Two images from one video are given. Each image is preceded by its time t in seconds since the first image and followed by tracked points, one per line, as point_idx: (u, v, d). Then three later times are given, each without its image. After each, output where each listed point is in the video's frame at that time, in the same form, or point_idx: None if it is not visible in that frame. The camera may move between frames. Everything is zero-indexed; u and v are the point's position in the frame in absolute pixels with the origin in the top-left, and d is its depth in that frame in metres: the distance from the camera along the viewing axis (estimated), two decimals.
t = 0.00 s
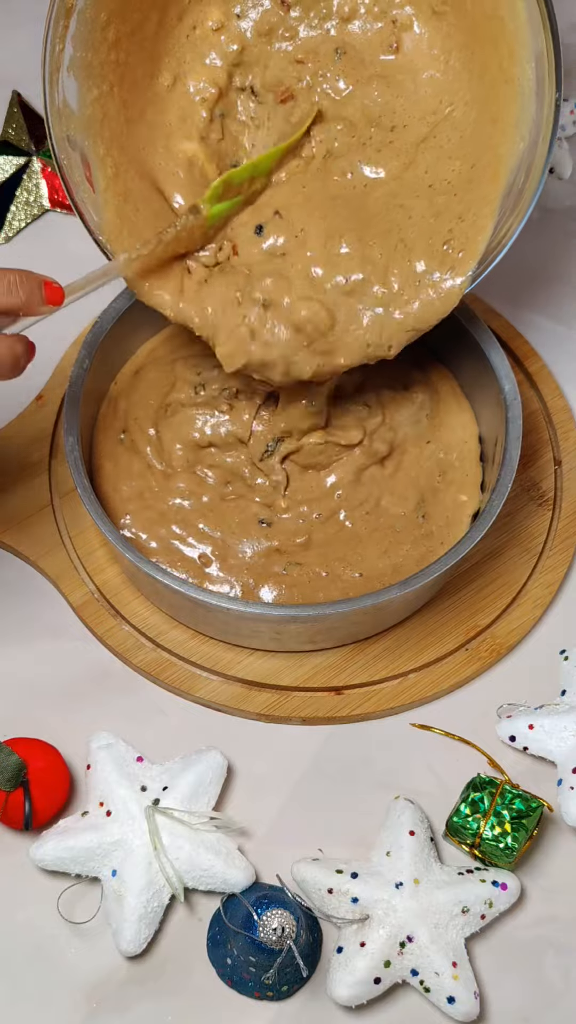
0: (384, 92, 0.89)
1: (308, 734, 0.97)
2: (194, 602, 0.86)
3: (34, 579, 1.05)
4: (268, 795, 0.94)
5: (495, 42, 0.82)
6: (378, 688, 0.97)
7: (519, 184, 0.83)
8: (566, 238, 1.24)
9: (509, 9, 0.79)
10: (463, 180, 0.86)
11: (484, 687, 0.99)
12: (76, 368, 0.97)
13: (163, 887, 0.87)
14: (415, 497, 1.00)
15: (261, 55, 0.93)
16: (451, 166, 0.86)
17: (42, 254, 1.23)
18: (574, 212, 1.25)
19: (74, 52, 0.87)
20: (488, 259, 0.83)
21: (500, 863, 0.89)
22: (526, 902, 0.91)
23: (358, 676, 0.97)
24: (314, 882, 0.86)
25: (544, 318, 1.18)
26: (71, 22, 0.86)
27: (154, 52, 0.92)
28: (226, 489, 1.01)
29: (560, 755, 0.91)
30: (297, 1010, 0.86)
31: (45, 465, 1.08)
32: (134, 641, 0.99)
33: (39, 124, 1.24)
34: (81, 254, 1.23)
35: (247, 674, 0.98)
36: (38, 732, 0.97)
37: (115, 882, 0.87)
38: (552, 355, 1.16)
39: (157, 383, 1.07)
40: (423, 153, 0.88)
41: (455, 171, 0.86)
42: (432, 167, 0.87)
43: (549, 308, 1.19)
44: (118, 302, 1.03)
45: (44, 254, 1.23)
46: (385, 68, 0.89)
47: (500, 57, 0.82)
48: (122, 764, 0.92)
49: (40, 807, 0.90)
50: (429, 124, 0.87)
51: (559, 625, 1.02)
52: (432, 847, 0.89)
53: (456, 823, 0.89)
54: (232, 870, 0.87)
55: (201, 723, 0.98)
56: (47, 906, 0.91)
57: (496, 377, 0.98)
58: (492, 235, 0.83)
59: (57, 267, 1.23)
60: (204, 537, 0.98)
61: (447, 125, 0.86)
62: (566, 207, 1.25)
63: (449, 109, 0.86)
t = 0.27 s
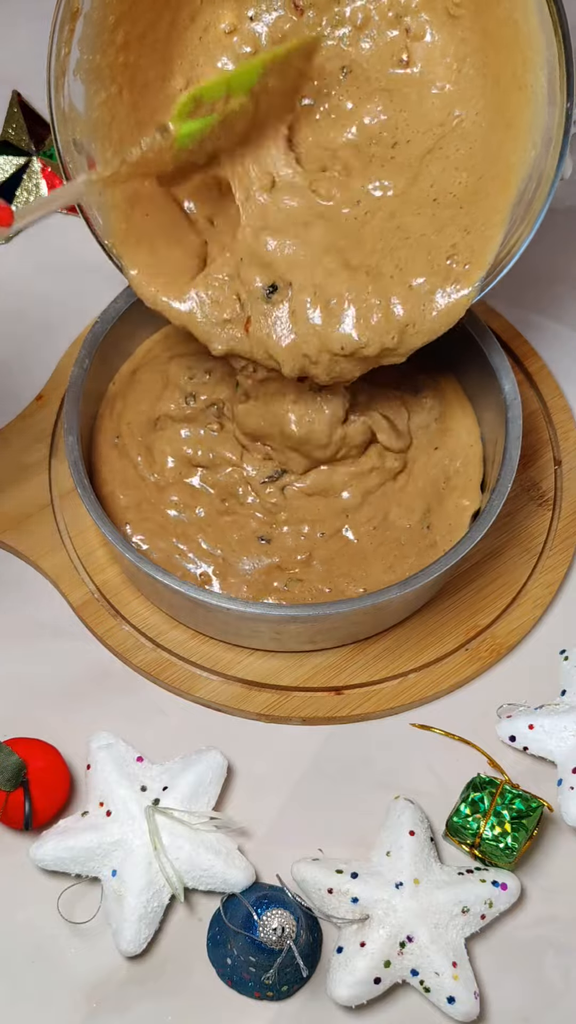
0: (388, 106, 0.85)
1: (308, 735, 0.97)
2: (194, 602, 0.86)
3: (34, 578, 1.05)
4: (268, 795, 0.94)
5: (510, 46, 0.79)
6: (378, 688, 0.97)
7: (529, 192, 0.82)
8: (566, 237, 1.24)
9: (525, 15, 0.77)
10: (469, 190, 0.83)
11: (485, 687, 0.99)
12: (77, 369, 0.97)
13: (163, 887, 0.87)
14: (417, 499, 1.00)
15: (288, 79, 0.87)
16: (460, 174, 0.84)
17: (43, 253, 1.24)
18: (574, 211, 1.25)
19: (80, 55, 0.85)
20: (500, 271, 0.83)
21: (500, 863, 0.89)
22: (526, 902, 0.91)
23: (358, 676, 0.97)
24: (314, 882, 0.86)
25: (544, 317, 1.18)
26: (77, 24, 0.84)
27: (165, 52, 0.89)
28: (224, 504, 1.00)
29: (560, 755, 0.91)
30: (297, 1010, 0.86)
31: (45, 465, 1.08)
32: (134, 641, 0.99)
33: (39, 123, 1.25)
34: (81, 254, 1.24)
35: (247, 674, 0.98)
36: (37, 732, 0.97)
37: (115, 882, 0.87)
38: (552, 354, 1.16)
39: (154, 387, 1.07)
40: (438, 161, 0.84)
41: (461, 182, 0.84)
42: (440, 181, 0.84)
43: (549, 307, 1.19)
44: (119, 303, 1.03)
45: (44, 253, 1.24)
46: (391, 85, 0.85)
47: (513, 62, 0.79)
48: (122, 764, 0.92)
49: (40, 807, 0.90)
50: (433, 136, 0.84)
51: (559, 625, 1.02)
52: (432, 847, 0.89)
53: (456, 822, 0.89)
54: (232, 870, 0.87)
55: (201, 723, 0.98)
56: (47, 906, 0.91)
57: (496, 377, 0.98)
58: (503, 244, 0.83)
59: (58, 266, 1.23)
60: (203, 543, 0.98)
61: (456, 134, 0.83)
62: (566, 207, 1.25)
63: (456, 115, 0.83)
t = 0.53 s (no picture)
0: (384, 135, 0.90)
1: (308, 735, 0.97)
2: (194, 603, 0.86)
3: (33, 578, 1.05)
4: (268, 795, 0.94)
5: (501, 71, 0.82)
6: (378, 688, 0.97)
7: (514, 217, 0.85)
8: (566, 237, 1.24)
9: (515, 43, 0.80)
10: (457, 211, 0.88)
11: (485, 687, 0.99)
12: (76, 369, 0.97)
13: (163, 887, 0.87)
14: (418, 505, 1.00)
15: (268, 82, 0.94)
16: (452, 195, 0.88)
17: (43, 254, 1.23)
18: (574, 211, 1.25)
19: (72, 69, 0.88)
20: (481, 293, 0.86)
21: (500, 863, 0.89)
22: (526, 902, 0.91)
23: (358, 676, 0.97)
24: (314, 882, 0.86)
25: (544, 316, 1.18)
26: (68, 40, 0.86)
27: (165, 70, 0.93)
28: (223, 513, 1.00)
29: (560, 755, 0.91)
30: (297, 1010, 0.86)
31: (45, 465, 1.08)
32: (134, 641, 0.99)
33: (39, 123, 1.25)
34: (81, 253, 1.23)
35: (247, 674, 0.98)
36: (37, 732, 0.97)
37: (115, 882, 0.87)
38: (552, 355, 1.15)
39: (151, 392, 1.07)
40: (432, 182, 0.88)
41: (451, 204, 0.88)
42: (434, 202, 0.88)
43: (549, 306, 1.19)
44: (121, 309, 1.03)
45: (44, 253, 1.23)
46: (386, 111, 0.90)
47: (504, 87, 0.83)
48: (122, 765, 0.92)
49: (40, 807, 0.90)
50: (423, 167, 0.89)
51: (559, 625, 1.02)
52: (432, 847, 0.89)
53: (456, 822, 0.89)
54: (232, 870, 0.87)
55: (201, 723, 0.98)
56: (47, 906, 0.91)
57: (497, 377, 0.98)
58: (487, 270, 0.87)
59: (58, 267, 1.23)
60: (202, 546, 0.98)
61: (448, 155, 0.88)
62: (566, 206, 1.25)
63: (449, 139, 0.87)
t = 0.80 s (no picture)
0: (389, 137, 0.91)
1: (309, 735, 0.97)
2: (194, 602, 0.86)
3: (33, 579, 1.05)
4: (269, 795, 0.94)
5: (511, 64, 0.83)
6: (378, 687, 0.97)
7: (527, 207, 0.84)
8: (566, 237, 1.24)
9: (526, 32, 0.80)
10: (469, 208, 0.88)
11: (485, 687, 0.99)
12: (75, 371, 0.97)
13: (164, 887, 0.87)
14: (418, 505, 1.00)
15: (276, 82, 0.95)
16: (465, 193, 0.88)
17: (43, 254, 1.23)
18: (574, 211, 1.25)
19: (81, 63, 0.89)
20: (493, 285, 0.85)
21: (500, 863, 0.89)
22: (526, 902, 0.91)
23: (358, 676, 0.97)
24: (314, 882, 0.86)
25: (543, 317, 1.18)
26: (77, 33, 0.88)
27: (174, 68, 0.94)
28: (223, 518, 0.99)
29: (560, 755, 0.91)
30: (297, 1009, 0.86)
31: (45, 465, 1.08)
32: (134, 641, 0.99)
33: (39, 124, 1.24)
34: (81, 253, 1.23)
35: (247, 674, 0.98)
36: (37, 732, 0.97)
37: (115, 882, 0.87)
38: (552, 355, 1.15)
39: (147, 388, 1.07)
40: (436, 183, 0.89)
41: (460, 202, 0.88)
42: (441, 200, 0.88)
43: (549, 307, 1.19)
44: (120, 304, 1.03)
45: (44, 254, 1.23)
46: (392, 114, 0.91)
47: (516, 80, 0.83)
48: (122, 765, 0.92)
49: (40, 807, 0.90)
50: (426, 171, 0.89)
51: (559, 625, 1.02)
52: (432, 847, 0.89)
53: (456, 822, 0.89)
54: (232, 870, 0.87)
55: (201, 723, 0.98)
56: (47, 905, 0.91)
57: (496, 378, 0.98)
58: (498, 262, 0.85)
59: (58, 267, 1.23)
60: (201, 544, 0.98)
61: (458, 153, 0.88)
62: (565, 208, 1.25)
63: (456, 140, 0.88)
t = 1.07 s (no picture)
0: (388, 143, 0.89)
1: (308, 735, 0.97)
2: (193, 603, 0.86)
3: (33, 579, 1.05)
4: (269, 795, 0.94)
5: (514, 65, 0.81)
6: (378, 687, 0.97)
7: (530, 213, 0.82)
8: (565, 237, 1.24)
9: (529, 33, 0.77)
10: (470, 216, 0.87)
11: (485, 688, 0.99)
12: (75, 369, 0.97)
13: (163, 887, 0.87)
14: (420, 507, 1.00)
15: (284, 84, 0.95)
16: (466, 200, 0.87)
17: (43, 254, 1.23)
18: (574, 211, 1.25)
19: (84, 67, 0.91)
20: (494, 292, 0.84)
21: (500, 863, 0.89)
22: (526, 902, 0.91)
23: (358, 676, 0.97)
24: (314, 882, 0.86)
25: (544, 317, 1.18)
26: (80, 38, 0.90)
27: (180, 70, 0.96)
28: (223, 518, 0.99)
29: (560, 755, 0.91)
30: (297, 1009, 0.86)
31: (45, 465, 1.08)
32: (134, 641, 0.99)
33: (39, 123, 1.24)
34: (81, 254, 1.23)
35: (247, 674, 0.98)
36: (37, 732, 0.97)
37: (115, 882, 0.87)
38: (552, 356, 1.15)
39: (146, 387, 1.08)
40: (433, 191, 0.88)
41: (460, 209, 0.87)
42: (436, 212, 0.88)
43: (549, 307, 1.19)
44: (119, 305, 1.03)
45: (44, 254, 1.23)
46: (397, 121, 0.90)
47: (519, 81, 0.81)
48: (122, 765, 0.92)
49: (40, 807, 0.90)
50: (423, 179, 0.89)
51: (559, 625, 1.02)
52: (432, 847, 0.89)
53: (456, 822, 0.89)
54: (232, 870, 0.87)
55: (201, 723, 0.98)
56: (47, 906, 0.91)
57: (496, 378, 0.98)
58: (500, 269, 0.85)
59: (58, 267, 1.22)
60: (201, 544, 0.98)
61: (459, 161, 0.87)
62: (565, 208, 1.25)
63: (458, 147, 0.87)
